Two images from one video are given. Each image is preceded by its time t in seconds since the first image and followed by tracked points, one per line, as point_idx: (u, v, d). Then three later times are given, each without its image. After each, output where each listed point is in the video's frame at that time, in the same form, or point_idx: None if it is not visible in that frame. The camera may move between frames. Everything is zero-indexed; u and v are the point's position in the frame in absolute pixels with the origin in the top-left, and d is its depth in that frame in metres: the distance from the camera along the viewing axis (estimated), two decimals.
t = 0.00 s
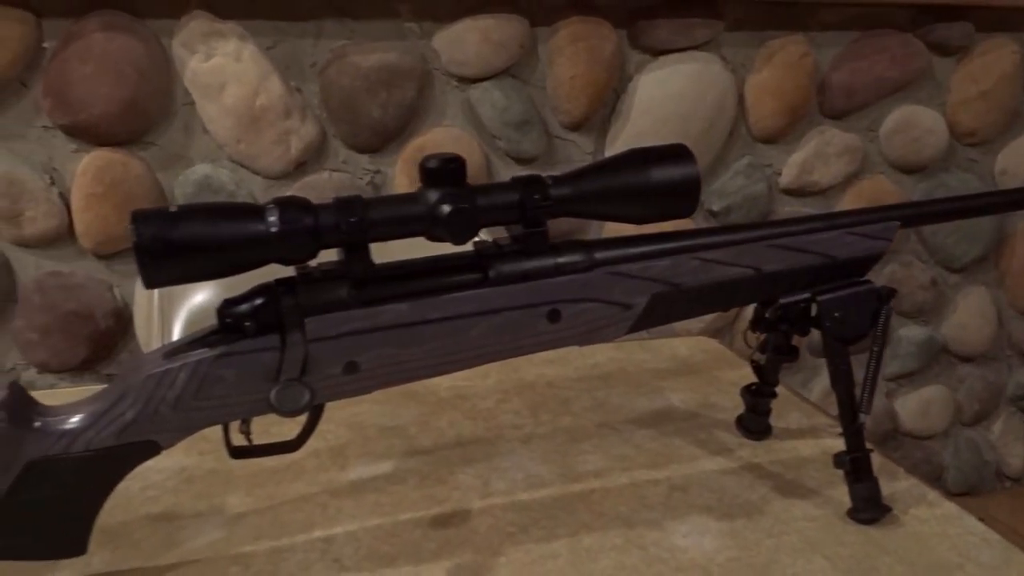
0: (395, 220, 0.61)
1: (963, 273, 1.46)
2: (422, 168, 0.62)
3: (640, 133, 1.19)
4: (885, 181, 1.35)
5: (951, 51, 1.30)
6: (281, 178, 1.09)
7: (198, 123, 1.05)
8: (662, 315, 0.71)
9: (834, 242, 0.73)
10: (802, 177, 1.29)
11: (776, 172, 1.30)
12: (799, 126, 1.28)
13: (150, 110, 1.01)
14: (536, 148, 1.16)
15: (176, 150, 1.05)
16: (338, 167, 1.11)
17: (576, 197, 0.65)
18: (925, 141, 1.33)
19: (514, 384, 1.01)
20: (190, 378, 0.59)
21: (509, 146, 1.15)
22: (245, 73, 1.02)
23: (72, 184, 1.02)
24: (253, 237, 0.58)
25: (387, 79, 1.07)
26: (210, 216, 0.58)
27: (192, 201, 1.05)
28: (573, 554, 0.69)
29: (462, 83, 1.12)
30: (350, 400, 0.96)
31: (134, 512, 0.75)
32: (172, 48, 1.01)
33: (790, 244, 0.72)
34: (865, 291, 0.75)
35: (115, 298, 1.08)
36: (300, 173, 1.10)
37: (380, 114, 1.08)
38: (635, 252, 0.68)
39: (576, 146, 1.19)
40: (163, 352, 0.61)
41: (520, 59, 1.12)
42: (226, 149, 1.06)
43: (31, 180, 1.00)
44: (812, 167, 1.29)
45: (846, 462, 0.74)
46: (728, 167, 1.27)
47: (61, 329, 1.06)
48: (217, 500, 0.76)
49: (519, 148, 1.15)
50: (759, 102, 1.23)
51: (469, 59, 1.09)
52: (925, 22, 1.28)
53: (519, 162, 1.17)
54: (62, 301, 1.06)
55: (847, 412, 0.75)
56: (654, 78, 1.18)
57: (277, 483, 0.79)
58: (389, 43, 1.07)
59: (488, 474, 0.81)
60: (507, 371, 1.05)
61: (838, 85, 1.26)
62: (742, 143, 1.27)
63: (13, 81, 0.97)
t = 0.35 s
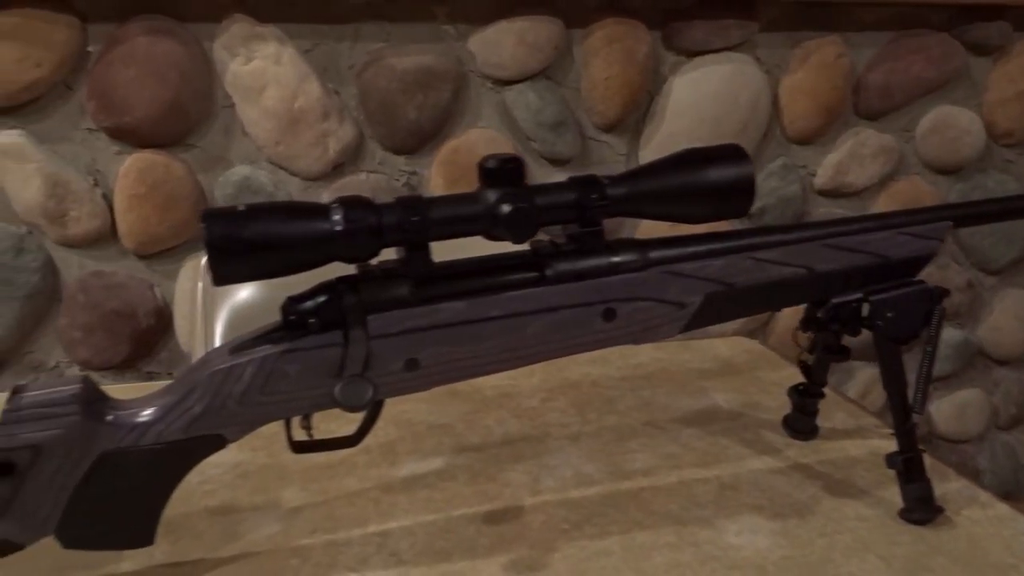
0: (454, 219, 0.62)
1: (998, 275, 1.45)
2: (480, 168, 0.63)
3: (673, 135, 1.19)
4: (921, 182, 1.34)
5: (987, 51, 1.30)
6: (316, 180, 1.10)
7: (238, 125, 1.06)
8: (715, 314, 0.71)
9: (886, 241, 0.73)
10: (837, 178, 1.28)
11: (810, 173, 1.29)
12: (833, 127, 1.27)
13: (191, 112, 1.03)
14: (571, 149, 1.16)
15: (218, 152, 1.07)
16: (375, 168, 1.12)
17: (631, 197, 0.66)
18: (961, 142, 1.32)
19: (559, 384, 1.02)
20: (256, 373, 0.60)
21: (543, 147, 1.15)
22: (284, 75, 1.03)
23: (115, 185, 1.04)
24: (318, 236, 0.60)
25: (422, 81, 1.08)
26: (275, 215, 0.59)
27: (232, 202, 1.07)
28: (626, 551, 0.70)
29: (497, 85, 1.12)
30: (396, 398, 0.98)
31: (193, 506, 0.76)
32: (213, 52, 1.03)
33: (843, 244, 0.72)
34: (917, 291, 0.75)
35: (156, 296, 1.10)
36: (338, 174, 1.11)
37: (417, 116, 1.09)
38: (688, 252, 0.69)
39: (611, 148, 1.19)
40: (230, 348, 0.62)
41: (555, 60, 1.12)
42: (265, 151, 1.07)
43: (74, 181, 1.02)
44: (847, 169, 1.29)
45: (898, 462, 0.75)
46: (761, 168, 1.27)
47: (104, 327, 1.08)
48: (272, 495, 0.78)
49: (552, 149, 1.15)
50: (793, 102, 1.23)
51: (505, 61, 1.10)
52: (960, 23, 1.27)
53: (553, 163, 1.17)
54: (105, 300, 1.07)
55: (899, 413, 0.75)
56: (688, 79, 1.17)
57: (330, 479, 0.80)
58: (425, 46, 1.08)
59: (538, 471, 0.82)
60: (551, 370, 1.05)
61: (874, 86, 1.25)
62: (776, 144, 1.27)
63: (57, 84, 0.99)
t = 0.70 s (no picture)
0: (517, 219, 0.63)
1: None
2: (542, 169, 0.64)
3: (711, 136, 1.19)
4: (961, 186, 1.33)
5: None
6: (356, 180, 1.12)
7: (281, 124, 1.08)
8: (772, 316, 0.72)
9: (943, 245, 0.73)
10: (876, 182, 1.28)
11: (849, 177, 1.29)
12: (873, 131, 1.27)
13: (235, 111, 1.04)
14: (609, 150, 1.17)
15: (260, 152, 1.09)
16: (414, 168, 1.14)
17: (692, 198, 0.66)
18: (1004, 145, 1.31)
19: (606, 384, 1.02)
20: (322, 368, 0.62)
21: (581, 148, 1.16)
22: (326, 76, 1.04)
23: (160, 184, 1.06)
24: (384, 234, 0.60)
25: (464, 82, 1.08)
26: (343, 213, 0.60)
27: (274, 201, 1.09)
28: (681, 550, 0.70)
29: (536, 87, 1.13)
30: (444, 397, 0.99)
31: (250, 500, 0.78)
32: (257, 52, 1.04)
33: (901, 248, 0.72)
34: (972, 295, 0.76)
35: (198, 295, 1.13)
36: (378, 174, 1.12)
37: (457, 117, 1.10)
38: (747, 254, 0.69)
39: (649, 149, 1.20)
40: (295, 344, 0.63)
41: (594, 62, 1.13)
42: (306, 151, 1.09)
43: (122, 180, 1.04)
44: (887, 173, 1.28)
45: (956, 466, 0.75)
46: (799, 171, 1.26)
47: (149, 324, 1.11)
48: (328, 489, 0.79)
49: (590, 150, 1.16)
50: (834, 105, 1.23)
51: (544, 63, 1.10)
52: (1004, 25, 1.26)
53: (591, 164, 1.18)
54: (149, 298, 1.10)
55: (956, 417, 0.76)
56: (728, 81, 1.17)
57: (384, 474, 0.81)
58: (466, 47, 1.09)
59: (588, 470, 0.83)
60: (597, 371, 1.06)
61: (916, 88, 1.24)
62: (815, 148, 1.26)
63: (106, 84, 1.01)
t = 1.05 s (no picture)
0: (568, 218, 0.63)
1: None
2: (593, 169, 0.64)
3: (745, 137, 1.18)
4: (1000, 188, 1.31)
5: None
6: (391, 180, 1.13)
7: (317, 125, 1.09)
8: (820, 317, 0.72)
9: (994, 247, 0.73)
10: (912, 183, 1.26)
11: (884, 178, 1.27)
12: (909, 132, 1.25)
13: (272, 111, 1.06)
14: (643, 151, 1.17)
15: (296, 152, 1.10)
16: (447, 169, 1.14)
17: (742, 198, 0.66)
18: None
19: (647, 384, 1.03)
20: (376, 364, 0.63)
21: (615, 148, 1.16)
22: (362, 77, 1.06)
23: (199, 184, 1.08)
24: (438, 232, 0.61)
25: (499, 82, 1.09)
26: (397, 212, 0.61)
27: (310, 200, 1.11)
28: (727, 549, 0.70)
29: (570, 87, 1.13)
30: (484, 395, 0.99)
31: (298, 494, 0.79)
32: (295, 53, 1.05)
33: (951, 249, 0.72)
34: None
35: (234, 292, 1.14)
36: (411, 174, 1.13)
37: (491, 117, 1.10)
38: (796, 254, 0.69)
39: (684, 150, 1.19)
40: (349, 340, 0.65)
41: (628, 62, 1.13)
42: (342, 151, 1.10)
43: (161, 180, 1.06)
44: (923, 174, 1.27)
45: (1002, 468, 0.75)
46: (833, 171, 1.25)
47: (186, 320, 1.12)
48: (375, 484, 0.80)
49: (624, 151, 1.16)
50: (870, 105, 1.22)
51: (578, 63, 1.11)
52: None
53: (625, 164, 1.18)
54: (187, 295, 1.12)
55: (1004, 419, 0.75)
56: (762, 81, 1.17)
57: (429, 471, 0.82)
58: (501, 48, 1.10)
59: (631, 469, 0.83)
60: (637, 371, 1.06)
61: (953, 88, 1.23)
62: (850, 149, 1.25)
63: (148, 85, 1.03)
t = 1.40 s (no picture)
0: (623, 211, 0.64)
1: None
2: (648, 162, 0.65)
3: (785, 136, 1.18)
4: None
5: None
6: (430, 176, 1.14)
7: (357, 123, 1.11)
8: (872, 311, 0.72)
9: None
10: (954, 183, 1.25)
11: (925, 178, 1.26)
12: (951, 131, 1.24)
13: (315, 107, 1.08)
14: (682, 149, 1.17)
15: (336, 148, 1.11)
16: (485, 166, 1.15)
17: (796, 192, 0.66)
18: None
19: (690, 379, 1.03)
20: (433, 351, 0.64)
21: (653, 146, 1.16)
22: (403, 74, 1.07)
23: (242, 178, 1.10)
24: (495, 223, 0.62)
25: (538, 80, 1.10)
26: (454, 203, 0.62)
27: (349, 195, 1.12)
28: (776, 542, 0.71)
29: (608, 85, 1.14)
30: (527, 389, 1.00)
31: (350, 481, 0.81)
32: (336, 50, 1.07)
33: (1004, 244, 0.72)
34: None
35: (274, 286, 1.16)
36: (449, 171, 1.14)
37: (530, 114, 1.11)
38: (849, 248, 0.69)
39: (721, 148, 1.19)
40: (405, 329, 0.66)
41: (666, 60, 1.13)
42: (382, 148, 1.11)
43: (205, 175, 1.08)
44: (965, 173, 1.26)
45: None
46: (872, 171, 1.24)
47: (227, 312, 1.14)
48: (423, 473, 0.82)
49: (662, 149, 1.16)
50: (912, 104, 1.20)
51: (617, 61, 1.11)
52: None
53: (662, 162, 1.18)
54: (229, 288, 1.14)
55: None
56: (802, 79, 1.16)
57: (477, 460, 0.83)
58: (540, 46, 1.10)
59: (678, 462, 0.83)
60: (680, 366, 1.06)
61: (996, 87, 1.22)
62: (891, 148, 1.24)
63: (193, 82, 1.05)
